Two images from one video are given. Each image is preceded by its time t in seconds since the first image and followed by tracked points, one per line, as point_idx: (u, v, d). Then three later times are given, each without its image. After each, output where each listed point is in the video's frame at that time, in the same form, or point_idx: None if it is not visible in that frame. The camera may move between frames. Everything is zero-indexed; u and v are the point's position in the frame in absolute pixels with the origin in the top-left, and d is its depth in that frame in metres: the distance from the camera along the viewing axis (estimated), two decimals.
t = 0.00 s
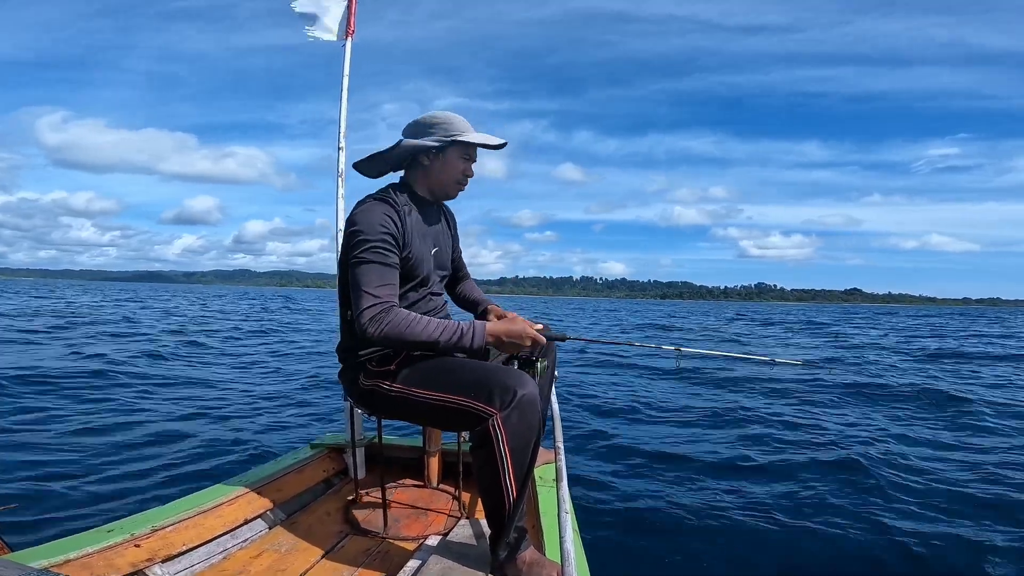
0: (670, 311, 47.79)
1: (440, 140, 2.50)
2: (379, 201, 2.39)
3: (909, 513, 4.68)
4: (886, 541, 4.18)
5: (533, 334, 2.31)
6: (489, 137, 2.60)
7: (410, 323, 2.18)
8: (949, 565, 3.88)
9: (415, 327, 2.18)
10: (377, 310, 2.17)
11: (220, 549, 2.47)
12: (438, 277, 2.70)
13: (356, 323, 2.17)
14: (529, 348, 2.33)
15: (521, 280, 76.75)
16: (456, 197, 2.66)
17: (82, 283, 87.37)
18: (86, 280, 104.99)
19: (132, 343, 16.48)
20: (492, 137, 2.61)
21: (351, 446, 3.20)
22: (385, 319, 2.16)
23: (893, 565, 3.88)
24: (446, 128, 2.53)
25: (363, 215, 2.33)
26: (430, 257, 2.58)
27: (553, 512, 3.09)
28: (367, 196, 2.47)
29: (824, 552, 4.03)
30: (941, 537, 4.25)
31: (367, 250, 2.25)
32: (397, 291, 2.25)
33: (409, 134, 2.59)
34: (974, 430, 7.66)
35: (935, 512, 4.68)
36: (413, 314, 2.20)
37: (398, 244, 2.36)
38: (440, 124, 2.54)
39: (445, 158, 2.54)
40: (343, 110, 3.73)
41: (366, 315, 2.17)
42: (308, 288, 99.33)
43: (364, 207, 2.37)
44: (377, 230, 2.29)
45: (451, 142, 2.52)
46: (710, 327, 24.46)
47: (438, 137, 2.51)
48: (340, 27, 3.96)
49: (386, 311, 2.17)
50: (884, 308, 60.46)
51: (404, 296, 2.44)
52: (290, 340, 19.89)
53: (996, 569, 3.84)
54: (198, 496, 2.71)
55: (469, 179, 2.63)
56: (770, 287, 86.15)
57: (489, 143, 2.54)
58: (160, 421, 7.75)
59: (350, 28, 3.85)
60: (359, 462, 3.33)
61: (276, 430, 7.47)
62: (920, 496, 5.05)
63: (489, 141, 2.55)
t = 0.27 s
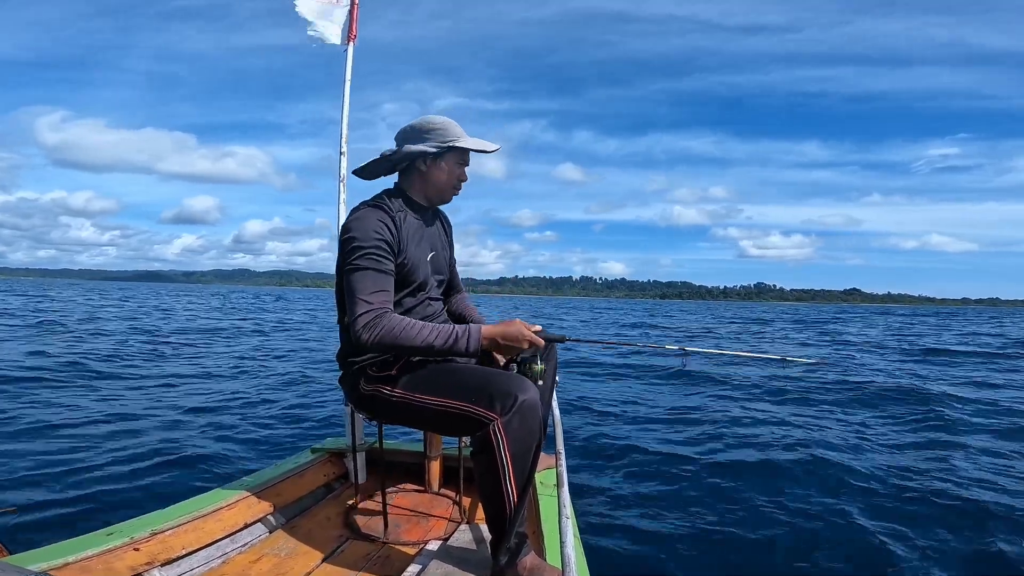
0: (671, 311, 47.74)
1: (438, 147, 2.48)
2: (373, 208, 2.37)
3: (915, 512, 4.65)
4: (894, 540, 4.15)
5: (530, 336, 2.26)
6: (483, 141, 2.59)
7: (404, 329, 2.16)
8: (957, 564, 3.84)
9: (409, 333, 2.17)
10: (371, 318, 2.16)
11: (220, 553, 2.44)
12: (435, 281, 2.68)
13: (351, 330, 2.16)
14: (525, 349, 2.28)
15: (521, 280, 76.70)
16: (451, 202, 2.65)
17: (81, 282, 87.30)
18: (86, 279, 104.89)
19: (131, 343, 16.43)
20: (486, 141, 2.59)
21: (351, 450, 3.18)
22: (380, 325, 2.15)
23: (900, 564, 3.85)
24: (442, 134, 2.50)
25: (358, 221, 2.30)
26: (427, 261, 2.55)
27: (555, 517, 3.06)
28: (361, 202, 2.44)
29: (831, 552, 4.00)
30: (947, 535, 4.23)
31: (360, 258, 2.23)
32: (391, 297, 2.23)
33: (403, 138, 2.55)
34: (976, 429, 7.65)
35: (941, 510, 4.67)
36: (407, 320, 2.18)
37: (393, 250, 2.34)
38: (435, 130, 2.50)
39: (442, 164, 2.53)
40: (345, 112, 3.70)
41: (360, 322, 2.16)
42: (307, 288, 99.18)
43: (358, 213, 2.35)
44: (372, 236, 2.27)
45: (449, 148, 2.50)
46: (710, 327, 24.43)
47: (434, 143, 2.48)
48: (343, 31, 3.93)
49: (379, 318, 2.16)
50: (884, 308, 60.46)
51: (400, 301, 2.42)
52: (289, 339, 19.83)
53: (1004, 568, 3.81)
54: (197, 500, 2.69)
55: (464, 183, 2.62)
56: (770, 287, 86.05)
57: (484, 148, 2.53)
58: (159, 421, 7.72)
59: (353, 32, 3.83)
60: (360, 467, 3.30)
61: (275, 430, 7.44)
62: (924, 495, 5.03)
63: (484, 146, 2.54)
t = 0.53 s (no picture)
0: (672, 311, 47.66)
1: (433, 148, 2.48)
2: (367, 210, 2.37)
3: (914, 513, 4.65)
4: (892, 544, 4.16)
5: (520, 322, 2.29)
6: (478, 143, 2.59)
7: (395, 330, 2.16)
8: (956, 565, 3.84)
9: (401, 332, 2.16)
10: (363, 319, 2.15)
11: (215, 552, 2.45)
12: (433, 282, 2.68)
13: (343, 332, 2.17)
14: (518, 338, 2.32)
15: (522, 280, 76.65)
16: (444, 204, 2.65)
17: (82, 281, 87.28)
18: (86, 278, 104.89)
19: (132, 342, 16.43)
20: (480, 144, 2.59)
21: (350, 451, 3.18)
22: (372, 326, 2.14)
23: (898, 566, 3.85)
24: (437, 135, 2.50)
25: (352, 224, 2.31)
26: (423, 263, 2.55)
27: (552, 522, 3.06)
28: (356, 204, 2.45)
29: (828, 555, 4.01)
30: (946, 538, 4.23)
31: (354, 260, 2.23)
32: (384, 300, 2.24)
33: (399, 138, 2.54)
34: (976, 431, 7.65)
35: (941, 512, 4.66)
36: (399, 319, 2.18)
37: (388, 253, 2.34)
38: (430, 131, 2.50)
39: (436, 166, 2.53)
40: (349, 114, 3.70)
41: (353, 324, 2.15)
42: (307, 288, 99.10)
43: (353, 216, 2.35)
44: (366, 239, 2.27)
45: (444, 150, 2.50)
46: (710, 327, 24.44)
47: (429, 145, 2.48)
48: (350, 32, 3.91)
49: (371, 319, 2.16)
50: (884, 309, 60.49)
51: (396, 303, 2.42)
52: (289, 339, 19.81)
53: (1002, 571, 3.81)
54: (194, 499, 2.69)
55: (458, 185, 2.63)
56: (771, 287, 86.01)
57: (478, 151, 2.53)
58: (159, 420, 7.71)
59: (360, 32, 3.81)
60: (359, 467, 3.30)
61: (275, 430, 7.43)
62: (922, 496, 5.02)
63: (478, 148, 2.54)
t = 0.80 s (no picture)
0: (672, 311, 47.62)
1: (440, 145, 2.49)
2: (373, 207, 2.39)
3: (911, 515, 4.66)
4: (889, 543, 4.16)
5: (525, 335, 2.29)
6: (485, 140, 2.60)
7: (396, 329, 2.18)
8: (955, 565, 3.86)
9: (402, 332, 2.19)
10: (365, 317, 2.17)
11: (215, 550, 2.47)
12: (436, 279, 2.70)
13: (344, 329, 2.18)
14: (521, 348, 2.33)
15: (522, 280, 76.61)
16: (450, 200, 2.68)
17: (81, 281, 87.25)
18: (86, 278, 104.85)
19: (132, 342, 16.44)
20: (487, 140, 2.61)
21: (350, 449, 3.20)
22: (373, 326, 2.16)
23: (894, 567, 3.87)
24: (444, 132, 2.51)
25: (357, 221, 2.32)
26: (428, 260, 2.57)
27: (552, 519, 3.07)
28: (362, 200, 2.46)
29: (824, 555, 4.02)
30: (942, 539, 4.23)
31: (359, 257, 2.25)
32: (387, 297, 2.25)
33: (406, 134, 2.56)
34: (974, 431, 7.67)
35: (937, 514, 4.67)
36: (401, 320, 2.20)
37: (391, 250, 2.36)
38: (437, 127, 2.52)
39: (443, 162, 2.55)
40: (350, 111, 3.72)
41: (354, 321, 2.17)
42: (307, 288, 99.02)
43: (358, 212, 2.37)
44: (370, 236, 2.29)
45: (451, 146, 2.51)
46: (710, 328, 24.45)
47: (436, 141, 2.49)
48: (349, 30, 3.93)
49: (373, 317, 2.18)
50: (884, 309, 60.52)
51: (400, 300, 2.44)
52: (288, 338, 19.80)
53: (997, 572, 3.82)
54: (193, 497, 2.71)
55: (465, 181, 2.65)
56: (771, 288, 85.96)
57: (485, 148, 2.55)
58: (160, 420, 7.72)
59: (361, 31, 3.85)
60: (358, 465, 3.32)
61: (275, 430, 7.44)
62: (920, 497, 5.04)
63: (485, 145, 2.55)
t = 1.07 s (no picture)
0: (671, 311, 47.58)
1: (457, 142, 2.50)
2: (388, 204, 2.39)
3: (916, 513, 4.66)
4: (893, 543, 4.17)
5: (544, 328, 2.33)
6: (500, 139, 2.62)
7: (419, 326, 2.18)
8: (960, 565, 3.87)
9: (424, 332, 2.19)
10: (387, 315, 2.17)
11: (225, 552, 2.47)
12: (444, 278, 2.70)
13: (365, 326, 2.17)
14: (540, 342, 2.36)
15: (521, 279, 76.55)
16: (463, 198, 2.69)
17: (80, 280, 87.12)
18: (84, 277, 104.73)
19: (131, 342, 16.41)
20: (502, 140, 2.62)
21: (354, 449, 3.20)
22: (395, 324, 2.16)
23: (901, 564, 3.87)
24: (461, 129, 2.53)
25: (373, 218, 2.32)
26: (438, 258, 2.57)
27: (559, 512, 3.07)
28: (376, 196, 2.45)
29: (831, 553, 4.01)
30: (948, 537, 4.24)
31: (377, 254, 2.24)
32: (405, 295, 2.25)
33: (421, 130, 2.56)
34: (976, 431, 7.68)
35: (942, 512, 4.68)
36: (423, 318, 2.20)
37: (407, 248, 2.36)
38: (454, 125, 2.53)
39: (458, 160, 2.56)
40: (342, 109, 3.71)
41: (376, 320, 2.16)
42: (306, 288, 98.90)
43: (374, 209, 2.36)
44: (387, 233, 2.28)
45: (467, 144, 2.53)
46: (710, 327, 24.44)
47: (453, 139, 2.50)
48: (336, 30, 3.93)
49: (395, 316, 2.17)
50: (884, 309, 60.54)
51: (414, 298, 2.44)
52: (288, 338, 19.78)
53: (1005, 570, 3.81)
54: (200, 500, 2.71)
55: (478, 180, 2.66)
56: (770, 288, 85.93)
57: (501, 147, 2.56)
58: (161, 421, 7.70)
59: (348, 28, 3.83)
60: (363, 464, 3.32)
61: (277, 430, 7.42)
62: (924, 495, 5.05)
63: (500, 145, 2.57)
